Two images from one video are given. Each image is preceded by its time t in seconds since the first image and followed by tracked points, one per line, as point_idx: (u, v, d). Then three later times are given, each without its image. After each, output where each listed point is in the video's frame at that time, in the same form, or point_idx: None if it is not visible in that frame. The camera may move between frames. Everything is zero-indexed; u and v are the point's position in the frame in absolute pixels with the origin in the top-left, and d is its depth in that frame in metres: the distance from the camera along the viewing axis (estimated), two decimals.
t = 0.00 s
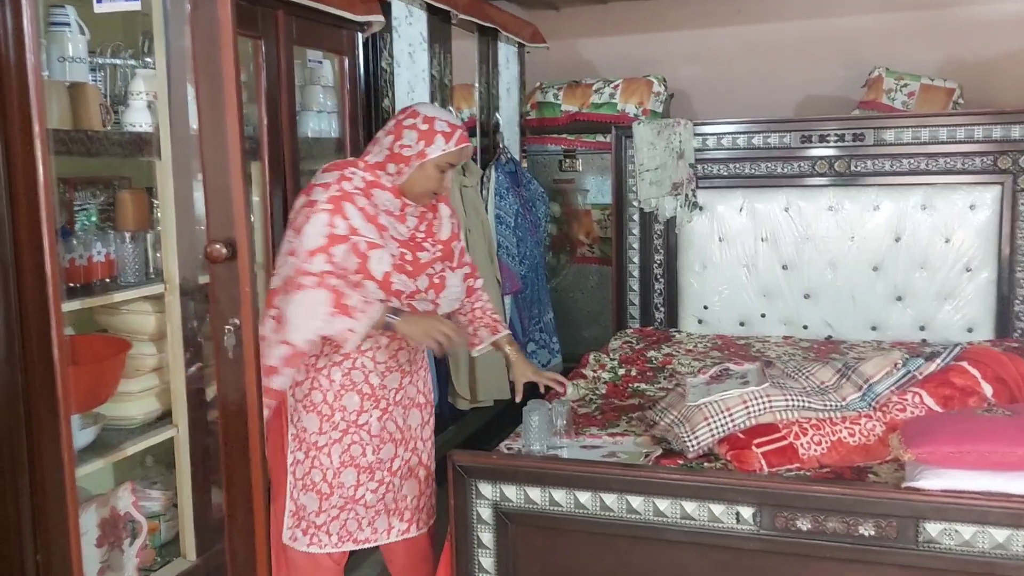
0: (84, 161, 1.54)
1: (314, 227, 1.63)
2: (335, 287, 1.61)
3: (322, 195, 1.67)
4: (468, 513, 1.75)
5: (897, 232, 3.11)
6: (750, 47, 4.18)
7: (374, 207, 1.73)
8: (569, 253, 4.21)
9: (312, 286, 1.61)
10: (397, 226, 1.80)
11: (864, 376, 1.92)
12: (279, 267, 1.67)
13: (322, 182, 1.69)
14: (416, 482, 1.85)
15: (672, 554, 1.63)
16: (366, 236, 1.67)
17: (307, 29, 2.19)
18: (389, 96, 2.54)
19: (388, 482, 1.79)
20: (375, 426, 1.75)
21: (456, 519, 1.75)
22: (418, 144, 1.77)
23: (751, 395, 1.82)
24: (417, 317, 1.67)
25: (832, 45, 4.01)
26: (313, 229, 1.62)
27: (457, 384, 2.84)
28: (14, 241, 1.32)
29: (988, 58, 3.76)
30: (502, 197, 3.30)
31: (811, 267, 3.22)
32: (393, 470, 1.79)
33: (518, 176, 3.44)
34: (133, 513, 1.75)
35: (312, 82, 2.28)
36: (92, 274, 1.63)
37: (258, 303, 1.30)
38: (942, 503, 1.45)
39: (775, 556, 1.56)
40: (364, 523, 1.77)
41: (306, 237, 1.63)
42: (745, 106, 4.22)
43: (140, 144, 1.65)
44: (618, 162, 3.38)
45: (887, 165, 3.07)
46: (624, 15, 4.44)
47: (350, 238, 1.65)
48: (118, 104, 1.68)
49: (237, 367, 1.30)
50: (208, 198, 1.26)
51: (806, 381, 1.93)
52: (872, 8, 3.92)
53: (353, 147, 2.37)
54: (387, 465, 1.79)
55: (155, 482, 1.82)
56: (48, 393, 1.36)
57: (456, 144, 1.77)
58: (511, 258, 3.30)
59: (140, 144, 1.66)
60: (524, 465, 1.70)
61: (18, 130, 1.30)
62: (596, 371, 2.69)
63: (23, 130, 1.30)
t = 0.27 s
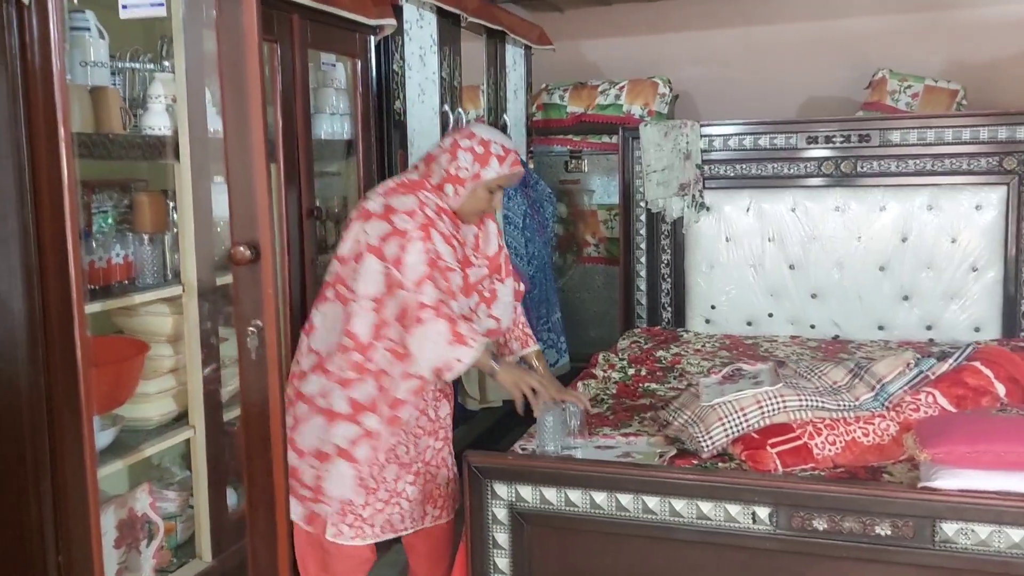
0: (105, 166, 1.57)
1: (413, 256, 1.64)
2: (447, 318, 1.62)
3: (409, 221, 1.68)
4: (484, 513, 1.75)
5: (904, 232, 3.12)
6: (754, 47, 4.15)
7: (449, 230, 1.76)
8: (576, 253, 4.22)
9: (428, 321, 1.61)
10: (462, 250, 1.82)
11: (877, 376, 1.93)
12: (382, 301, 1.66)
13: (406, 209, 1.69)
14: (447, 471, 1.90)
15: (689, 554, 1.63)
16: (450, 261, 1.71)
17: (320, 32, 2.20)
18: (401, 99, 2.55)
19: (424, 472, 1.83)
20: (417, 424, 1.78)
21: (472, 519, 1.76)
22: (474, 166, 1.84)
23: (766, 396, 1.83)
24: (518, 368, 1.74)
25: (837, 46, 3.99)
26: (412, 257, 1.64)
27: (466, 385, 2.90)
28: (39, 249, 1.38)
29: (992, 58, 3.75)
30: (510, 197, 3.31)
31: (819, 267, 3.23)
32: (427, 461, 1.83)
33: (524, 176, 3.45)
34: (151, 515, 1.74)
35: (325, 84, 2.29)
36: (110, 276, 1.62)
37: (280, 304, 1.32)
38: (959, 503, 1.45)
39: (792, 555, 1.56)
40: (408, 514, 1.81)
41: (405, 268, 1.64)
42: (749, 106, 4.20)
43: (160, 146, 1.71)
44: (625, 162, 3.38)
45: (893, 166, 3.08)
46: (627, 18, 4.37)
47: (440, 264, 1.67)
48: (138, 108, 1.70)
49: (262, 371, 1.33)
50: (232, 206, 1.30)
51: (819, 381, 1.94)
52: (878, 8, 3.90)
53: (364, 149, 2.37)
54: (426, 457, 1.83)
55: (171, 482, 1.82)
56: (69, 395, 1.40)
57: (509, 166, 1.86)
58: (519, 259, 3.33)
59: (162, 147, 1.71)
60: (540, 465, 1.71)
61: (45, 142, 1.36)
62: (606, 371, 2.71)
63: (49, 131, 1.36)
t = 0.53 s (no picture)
0: (116, 168, 1.60)
1: (453, 269, 1.73)
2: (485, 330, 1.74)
3: (446, 235, 1.76)
4: (490, 510, 1.76)
5: (898, 230, 3.16)
6: (747, 47, 4.17)
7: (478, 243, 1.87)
8: (572, 252, 4.24)
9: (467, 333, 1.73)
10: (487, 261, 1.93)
11: (877, 372, 1.97)
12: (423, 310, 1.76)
13: (444, 223, 1.77)
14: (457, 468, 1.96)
15: (694, 549, 1.64)
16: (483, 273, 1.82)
17: (323, 32, 2.21)
18: (401, 99, 2.57)
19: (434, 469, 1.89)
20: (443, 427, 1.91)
21: (479, 516, 1.77)
22: (497, 179, 1.96)
23: (768, 392, 1.86)
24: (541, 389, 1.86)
25: (831, 46, 4.02)
26: (451, 271, 1.73)
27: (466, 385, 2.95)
28: (50, 253, 1.44)
29: (983, 58, 3.79)
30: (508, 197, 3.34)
31: (814, 266, 3.27)
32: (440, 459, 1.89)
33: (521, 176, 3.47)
34: (159, 514, 1.72)
35: (326, 85, 2.30)
36: (118, 277, 1.61)
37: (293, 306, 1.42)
38: (960, 496, 1.47)
39: (796, 549, 1.58)
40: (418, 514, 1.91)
41: (445, 282, 1.73)
42: (744, 106, 4.21)
43: (165, 147, 1.73)
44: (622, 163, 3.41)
45: (888, 166, 3.11)
46: (621, 18, 4.39)
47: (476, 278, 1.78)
48: (144, 108, 1.70)
49: (275, 370, 1.44)
50: (247, 209, 1.40)
51: (819, 378, 2.00)
52: (871, 9, 3.93)
53: (365, 149, 2.37)
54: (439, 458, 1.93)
55: (178, 484, 1.80)
56: (81, 396, 1.47)
57: (530, 182, 1.99)
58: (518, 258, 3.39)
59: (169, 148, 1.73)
60: (546, 462, 1.72)
61: (55, 142, 1.42)
62: (606, 369, 2.73)
63: (59, 131, 1.42)
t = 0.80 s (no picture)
0: (110, 164, 1.61)
1: (429, 254, 1.70)
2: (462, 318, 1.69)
3: (429, 222, 1.74)
4: (482, 504, 1.76)
5: (882, 226, 3.20)
6: (731, 45, 4.20)
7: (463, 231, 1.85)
8: (559, 249, 4.26)
9: (437, 320, 1.66)
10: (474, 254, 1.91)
11: (864, 366, 2.02)
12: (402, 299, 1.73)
13: (427, 210, 1.76)
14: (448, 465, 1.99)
15: (684, 541, 1.65)
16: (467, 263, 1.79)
17: (314, 28, 2.22)
18: (390, 95, 2.58)
19: (426, 463, 1.94)
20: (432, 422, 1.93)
21: (471, 510, 1.76)
22: (488, 169, 1.95)
23: (757, 386, 1.89)
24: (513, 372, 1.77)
25: (814, 44, 4.05)
26: (427, 256, 1.70)
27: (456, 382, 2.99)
28: (48, 251, 1.47)
29: (964, 57, 3.85)
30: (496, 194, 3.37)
31: (799, 262, 3.31)
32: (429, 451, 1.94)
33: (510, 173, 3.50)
34: (152, 510, 1.72)
35: (317, 81, 2.30)
36: (111, 273, 1.61)
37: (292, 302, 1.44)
38: (946, 487, 1.49)
39: (786, 540, 1.59)
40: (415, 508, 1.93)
41: (420, 268, 1.70)
42: (730, 103, 4.24)
43: (158, 144, 1.73)
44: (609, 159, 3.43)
45: (872, 163, 3.15)
46: (606, 14, 4.41)
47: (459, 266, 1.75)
48: (136, 104, 1.70)
49: (273, 365, 1.46)
50: (243, 204, 1.42)
51: (807, 371, 2.07)
52: (855, 8, 3.97)
53: (355, 146, 2.38)
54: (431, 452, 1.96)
55: (171, 479, 1.80)
56: (77, 393, 1.50)
57: (521, 172, 1.96)
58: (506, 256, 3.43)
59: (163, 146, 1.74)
60: (538, 456, 1.72)
61: (51, 139, 1.44)
62: (595, 365, 2.75)
63: (54, 129, 1.44)
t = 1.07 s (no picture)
0: (103, 157, 1.59)
1: (378, 234, 1.73)
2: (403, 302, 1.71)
3: (388, 204, 1.79)
4: (476, 499, 1.76)
5: (872, 224, 3.22)
6: (722, 43, 4.21)
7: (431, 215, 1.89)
8: (550, 247, 4.27)
9: (372, 299, 1.70)
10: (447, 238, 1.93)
11: (855, 362, 2.04)
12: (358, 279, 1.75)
13: (390, 191, 1.81)
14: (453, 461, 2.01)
15: (676, 535, 1.66)
16: (430, 247, 1.81)
17: (307, 23, 2.21)
18: (383, 91, 2.59)
19: (424, 461, 1.93)
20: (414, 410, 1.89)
21: (465, 504, 1.77)
22: (457, 152, 1.97)
23: (749, 381, 1.90)
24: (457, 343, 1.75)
25: (804, 42, 4.07)
26: (377, 236, 1.73)
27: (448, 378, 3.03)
28: (41, 242, 1.47)
29: (953, 55, 3.87)
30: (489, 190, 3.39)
31: (790, 259, 3.32)
32: (427, 450, 1.94)
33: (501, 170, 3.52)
34: (147, 505, 1.72)
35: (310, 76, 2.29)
36: (104, 268, 1.60)
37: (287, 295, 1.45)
38: (936, 481, 1.50)
39: (778, 534, 1.60)
40: (406, 500, 1.90)
41: (369, 244, 1.73)
42: (721, 101, 4.25)
43: (153, 137, 1.72)
44: (601, 157, 3.44)
45: (862, 160, 3.17)
46: (597, 11, 4.41)
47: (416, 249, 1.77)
48: (130, 99, 1.68)
49: (268, 359, 1.46)
50: (240, 199, 1.42)
51: (799, 367, 2.08)
52: (845, 6, 3.99)
53: (348, 143, 2.37)
54: (423, 446, 1.93)
55: (163, 475, 1.79)
56: (71, 388, 1.51)
57: (491, 154, 1.97)
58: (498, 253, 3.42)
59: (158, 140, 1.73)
60: (532, 450, 1.73)
61: (45, 136, 1.45)
62: (587, 361, 2.76)
63: (48, 125, 1.44)
